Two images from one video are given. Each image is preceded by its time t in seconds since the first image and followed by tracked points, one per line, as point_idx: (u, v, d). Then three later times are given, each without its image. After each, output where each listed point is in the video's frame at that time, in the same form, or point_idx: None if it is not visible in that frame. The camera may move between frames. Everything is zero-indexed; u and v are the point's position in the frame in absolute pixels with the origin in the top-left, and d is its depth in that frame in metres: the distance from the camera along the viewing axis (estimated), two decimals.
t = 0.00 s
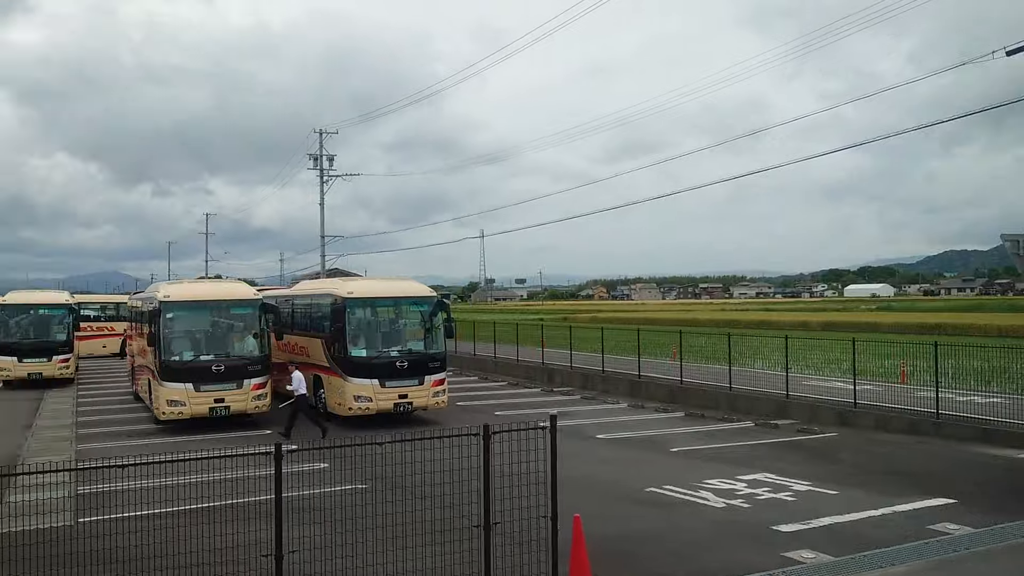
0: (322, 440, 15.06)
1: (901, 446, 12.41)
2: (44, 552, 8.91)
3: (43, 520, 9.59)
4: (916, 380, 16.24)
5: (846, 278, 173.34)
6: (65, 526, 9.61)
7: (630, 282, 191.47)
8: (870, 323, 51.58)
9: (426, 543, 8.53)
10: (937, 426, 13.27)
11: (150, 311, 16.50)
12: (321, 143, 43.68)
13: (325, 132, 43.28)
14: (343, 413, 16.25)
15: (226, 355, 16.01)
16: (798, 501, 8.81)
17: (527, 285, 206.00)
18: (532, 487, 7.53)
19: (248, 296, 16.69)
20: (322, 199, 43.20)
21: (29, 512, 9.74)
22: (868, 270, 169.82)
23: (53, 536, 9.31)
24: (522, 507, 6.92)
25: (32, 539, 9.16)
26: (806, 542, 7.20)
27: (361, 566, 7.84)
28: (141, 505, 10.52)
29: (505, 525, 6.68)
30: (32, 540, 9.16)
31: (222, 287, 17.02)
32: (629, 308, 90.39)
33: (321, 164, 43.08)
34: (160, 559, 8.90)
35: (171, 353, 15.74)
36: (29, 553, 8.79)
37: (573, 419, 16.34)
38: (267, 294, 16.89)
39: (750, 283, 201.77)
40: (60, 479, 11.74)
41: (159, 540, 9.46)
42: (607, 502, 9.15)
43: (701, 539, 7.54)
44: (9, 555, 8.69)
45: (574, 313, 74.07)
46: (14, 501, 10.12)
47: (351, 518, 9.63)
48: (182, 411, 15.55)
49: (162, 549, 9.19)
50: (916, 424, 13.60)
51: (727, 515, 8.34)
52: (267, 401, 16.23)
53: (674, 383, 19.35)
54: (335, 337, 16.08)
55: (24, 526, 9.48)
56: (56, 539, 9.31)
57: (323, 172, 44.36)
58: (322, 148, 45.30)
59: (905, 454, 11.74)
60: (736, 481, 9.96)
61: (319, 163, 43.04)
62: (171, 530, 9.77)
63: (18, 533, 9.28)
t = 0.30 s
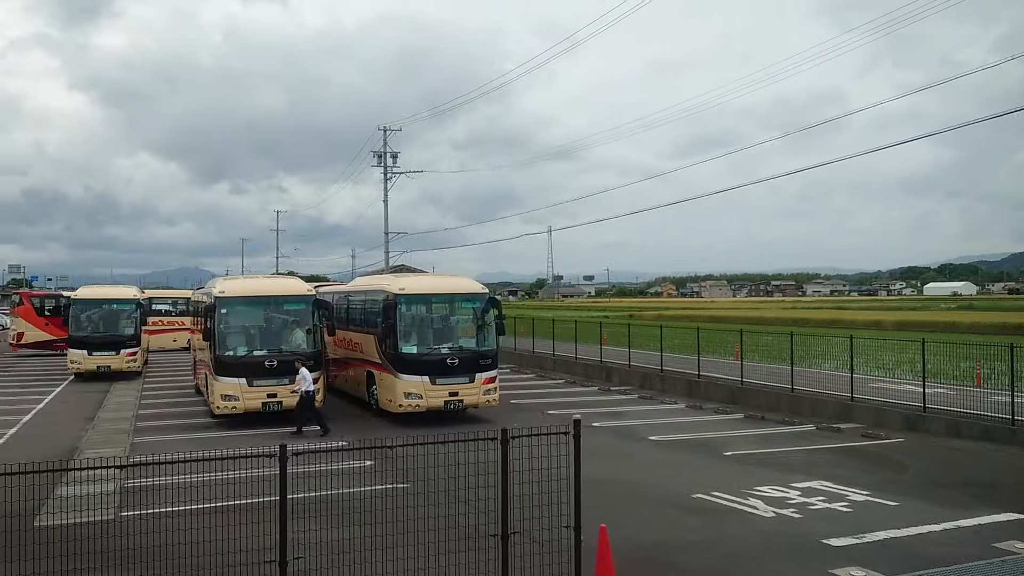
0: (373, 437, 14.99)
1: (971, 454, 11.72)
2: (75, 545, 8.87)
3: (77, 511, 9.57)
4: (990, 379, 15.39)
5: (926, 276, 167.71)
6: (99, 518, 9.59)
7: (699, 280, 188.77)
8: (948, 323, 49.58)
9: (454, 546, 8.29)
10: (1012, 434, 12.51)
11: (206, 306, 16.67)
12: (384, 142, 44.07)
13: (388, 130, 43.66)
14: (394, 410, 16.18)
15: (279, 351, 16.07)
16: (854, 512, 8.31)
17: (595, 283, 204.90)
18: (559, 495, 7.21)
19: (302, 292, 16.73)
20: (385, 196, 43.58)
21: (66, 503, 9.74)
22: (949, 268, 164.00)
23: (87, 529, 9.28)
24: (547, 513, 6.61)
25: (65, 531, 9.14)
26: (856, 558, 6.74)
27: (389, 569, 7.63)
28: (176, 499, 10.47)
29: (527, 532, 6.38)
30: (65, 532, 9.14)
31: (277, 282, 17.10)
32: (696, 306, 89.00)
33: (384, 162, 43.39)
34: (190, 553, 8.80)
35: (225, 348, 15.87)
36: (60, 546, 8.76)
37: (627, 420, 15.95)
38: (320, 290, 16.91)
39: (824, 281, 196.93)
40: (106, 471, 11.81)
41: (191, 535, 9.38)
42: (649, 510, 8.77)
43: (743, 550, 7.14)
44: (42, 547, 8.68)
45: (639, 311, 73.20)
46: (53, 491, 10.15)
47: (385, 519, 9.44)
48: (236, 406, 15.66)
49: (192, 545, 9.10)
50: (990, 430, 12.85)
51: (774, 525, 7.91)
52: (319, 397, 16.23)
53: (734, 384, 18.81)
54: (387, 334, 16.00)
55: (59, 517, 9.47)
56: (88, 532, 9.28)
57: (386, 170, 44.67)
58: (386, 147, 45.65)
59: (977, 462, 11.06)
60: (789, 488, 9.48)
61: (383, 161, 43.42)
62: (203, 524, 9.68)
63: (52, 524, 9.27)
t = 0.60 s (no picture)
0: (427, 433, 14.88)
1: None
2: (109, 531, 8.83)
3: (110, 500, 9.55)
4: None
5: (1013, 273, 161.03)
6: (132, 509, 9.54)
7: (773, 277, 184.84)
8: None
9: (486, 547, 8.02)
10: None
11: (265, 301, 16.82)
12: (451, 138, 44.25)
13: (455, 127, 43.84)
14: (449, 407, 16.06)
15: (335, 346, 16.06)
16: (918, 524, 7.82)
17: (665, 280, 202.42)
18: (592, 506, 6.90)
19: (359, 287, 16.73)
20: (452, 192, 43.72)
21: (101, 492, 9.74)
22: None
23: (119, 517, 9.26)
24: (577, 518, 6.34)
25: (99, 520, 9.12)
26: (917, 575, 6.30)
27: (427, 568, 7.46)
28: (213, 492, 10.42)
29: (561, 537, 6.11)
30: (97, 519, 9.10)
31: (335, 278, 17.14)
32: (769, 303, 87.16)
33: (451, 158, 43.43)
34: (221, 538, 8.71)
35: (282, 343, 15.95)
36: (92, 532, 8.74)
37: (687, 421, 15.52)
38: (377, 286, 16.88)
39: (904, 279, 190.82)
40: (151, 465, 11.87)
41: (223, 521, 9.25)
42: (699, 516, 8.40)
43: (795, 563, 6.75)
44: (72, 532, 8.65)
45: (710, 308, 71.83)
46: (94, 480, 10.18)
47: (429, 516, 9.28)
48: (292, 400, 15.72)
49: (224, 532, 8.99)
50: None
51: (831, 536, 7.48)
52: (375, 392, 16.19)
53: (801, 384, 18.18)
54: (442, 330, 15.91)
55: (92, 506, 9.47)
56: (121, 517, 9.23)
57: (452, 166, 44.72)
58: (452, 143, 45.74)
59: None
60: (851, 497, 9.00)
61: (449, 157, 43.57)
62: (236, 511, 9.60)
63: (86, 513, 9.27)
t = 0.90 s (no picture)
0: (482, 433, 14.73)
1: None
2: (145, 527, 8.79)
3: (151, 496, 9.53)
4: None
5: None
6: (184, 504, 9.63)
7: (849, 276, 180.04)
8: None
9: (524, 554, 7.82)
10: None
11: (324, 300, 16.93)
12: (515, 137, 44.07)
13: (519, 126, 43.70)
14: (505, 407, 15.91)
15: (392, 345, 16.03)
16: (992, 540, 7.30)
17: (736, 279, 199.12)
18: (632, 516, 6.60)
19: (416, 286, 16.68)
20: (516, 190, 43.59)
21: (140, 487, 9.73)
22: None
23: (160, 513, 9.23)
24: (619, 530, 6.06)
25: (138, 515, 9.10)
26: None
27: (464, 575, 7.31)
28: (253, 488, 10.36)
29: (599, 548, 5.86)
30: (135, 515, 9.08)
31: (393, 277, 17.14)
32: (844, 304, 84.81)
33: (515, 157, 43.29)
34: (264, 536, 8.71)
35: (340, 342, 16.00)
36: (130, 527, 8.71)
37: (750, 425, 15.05)
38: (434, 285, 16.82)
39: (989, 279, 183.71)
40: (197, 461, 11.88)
41: (259, 518, 9.17)
42: (753, 526, 8.03)
43: None
44: (109, 527, 8.63)
45: (781, 309, 70.23)
46: (136, 476, 10.19)
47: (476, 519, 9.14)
48: (350, 399, 15.74)
49: (261, 529, 8.91)
50: None
51: (895, 552, 7.05)
52: (432, 392, 16.11)
53: (872, 388, 17.50)
54: (498, 329, 15.75)
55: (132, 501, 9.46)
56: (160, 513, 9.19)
57: (516, 165, 44.62)
58: (517, 142, 45.63)
59: None
60: (919, 509, 8.50)
61: (513, 156, 43.39)
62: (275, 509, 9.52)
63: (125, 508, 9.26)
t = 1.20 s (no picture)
0: (538, 433, 14.49)
1: None
2: (173, 517, 8.65)
3: (180, 489, 9.44)
4: None
5: None
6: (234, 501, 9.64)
7: (929, 274, 174.25)
8: None
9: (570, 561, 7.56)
10: None
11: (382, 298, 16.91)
12: (580, 134, 43.67)
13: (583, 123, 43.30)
14: (563, 407, 15.63)
15: (448, 343, 15.90)
16: None
17: (808, 278, 194.68)
18: (672, 529, 6.31)
19: (473, 284, 16.53)
20: (581, 187, 43.23)
21: (185, 481, 9.76)
22: None
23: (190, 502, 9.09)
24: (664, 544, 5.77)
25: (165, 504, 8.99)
26: None
27: None
28: (284, 485, 10.25)
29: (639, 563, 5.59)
30: (163, 503, 8.97)
31: (450, 274, 17.02)
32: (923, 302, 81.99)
33: (580, 154, 42.87)
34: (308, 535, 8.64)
35: (397, 339, 15.94)
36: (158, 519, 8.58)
37: (817, 428, 14.47)
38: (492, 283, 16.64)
39: None
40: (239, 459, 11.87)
41: (291, 509, 9.03)
42: (811, 536, 7.62)
43: None
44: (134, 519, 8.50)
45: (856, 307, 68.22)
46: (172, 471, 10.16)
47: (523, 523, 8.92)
48: (406, 397, 15.66)
49: (290, 521, 8.72)
50: None
51: (968, 568, 6.56)
52: (489, 390, 15.92)
53: (949, 390, 16.69)
54: (556, 328, 15.49)
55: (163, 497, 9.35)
56: (187, 503, 9.06)
57: (581, 162, 44.20)
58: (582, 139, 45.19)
59: None
60: (995, 522, 7.94)
61: (578, 152, 43.00)
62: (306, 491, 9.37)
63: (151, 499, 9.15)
